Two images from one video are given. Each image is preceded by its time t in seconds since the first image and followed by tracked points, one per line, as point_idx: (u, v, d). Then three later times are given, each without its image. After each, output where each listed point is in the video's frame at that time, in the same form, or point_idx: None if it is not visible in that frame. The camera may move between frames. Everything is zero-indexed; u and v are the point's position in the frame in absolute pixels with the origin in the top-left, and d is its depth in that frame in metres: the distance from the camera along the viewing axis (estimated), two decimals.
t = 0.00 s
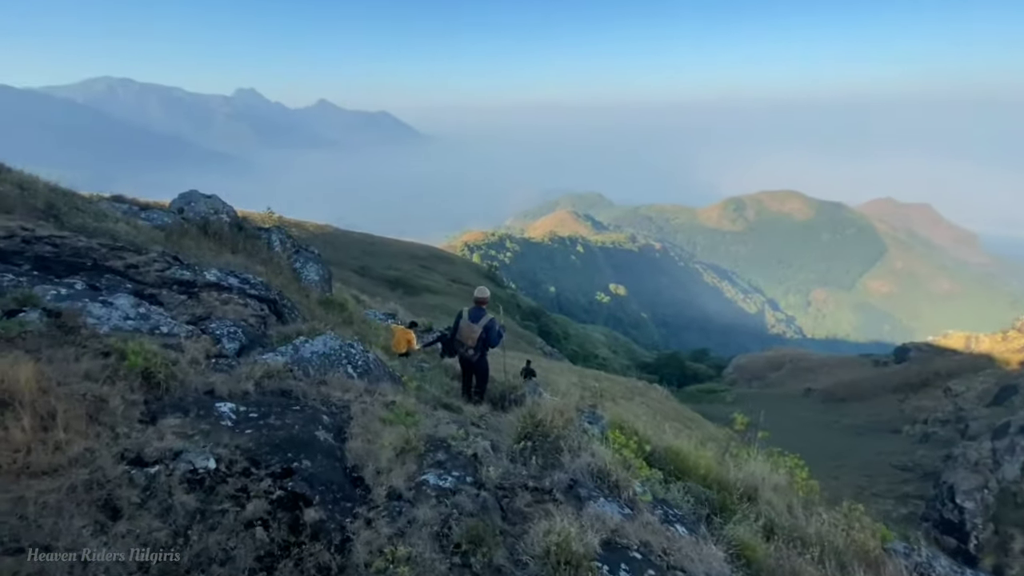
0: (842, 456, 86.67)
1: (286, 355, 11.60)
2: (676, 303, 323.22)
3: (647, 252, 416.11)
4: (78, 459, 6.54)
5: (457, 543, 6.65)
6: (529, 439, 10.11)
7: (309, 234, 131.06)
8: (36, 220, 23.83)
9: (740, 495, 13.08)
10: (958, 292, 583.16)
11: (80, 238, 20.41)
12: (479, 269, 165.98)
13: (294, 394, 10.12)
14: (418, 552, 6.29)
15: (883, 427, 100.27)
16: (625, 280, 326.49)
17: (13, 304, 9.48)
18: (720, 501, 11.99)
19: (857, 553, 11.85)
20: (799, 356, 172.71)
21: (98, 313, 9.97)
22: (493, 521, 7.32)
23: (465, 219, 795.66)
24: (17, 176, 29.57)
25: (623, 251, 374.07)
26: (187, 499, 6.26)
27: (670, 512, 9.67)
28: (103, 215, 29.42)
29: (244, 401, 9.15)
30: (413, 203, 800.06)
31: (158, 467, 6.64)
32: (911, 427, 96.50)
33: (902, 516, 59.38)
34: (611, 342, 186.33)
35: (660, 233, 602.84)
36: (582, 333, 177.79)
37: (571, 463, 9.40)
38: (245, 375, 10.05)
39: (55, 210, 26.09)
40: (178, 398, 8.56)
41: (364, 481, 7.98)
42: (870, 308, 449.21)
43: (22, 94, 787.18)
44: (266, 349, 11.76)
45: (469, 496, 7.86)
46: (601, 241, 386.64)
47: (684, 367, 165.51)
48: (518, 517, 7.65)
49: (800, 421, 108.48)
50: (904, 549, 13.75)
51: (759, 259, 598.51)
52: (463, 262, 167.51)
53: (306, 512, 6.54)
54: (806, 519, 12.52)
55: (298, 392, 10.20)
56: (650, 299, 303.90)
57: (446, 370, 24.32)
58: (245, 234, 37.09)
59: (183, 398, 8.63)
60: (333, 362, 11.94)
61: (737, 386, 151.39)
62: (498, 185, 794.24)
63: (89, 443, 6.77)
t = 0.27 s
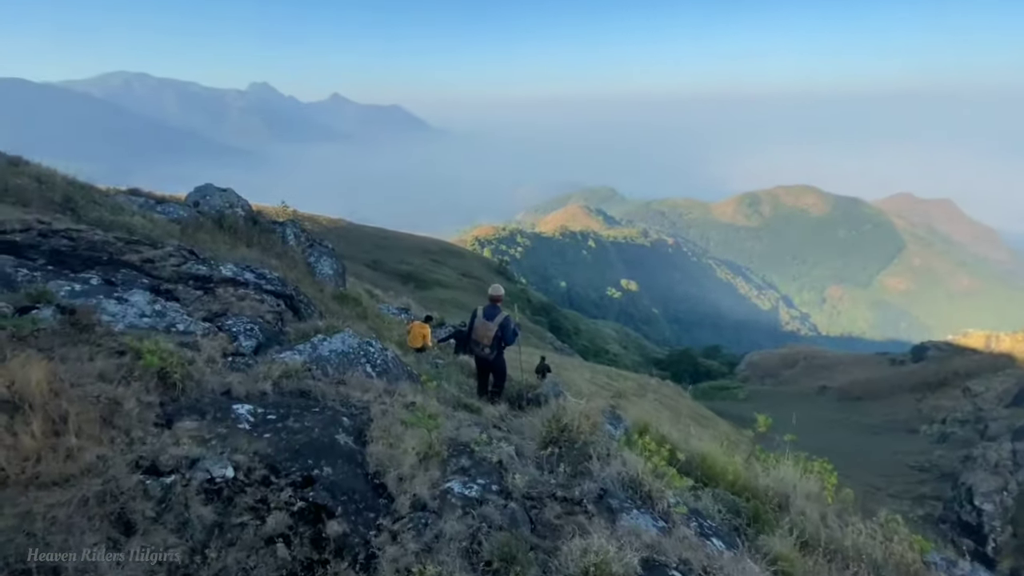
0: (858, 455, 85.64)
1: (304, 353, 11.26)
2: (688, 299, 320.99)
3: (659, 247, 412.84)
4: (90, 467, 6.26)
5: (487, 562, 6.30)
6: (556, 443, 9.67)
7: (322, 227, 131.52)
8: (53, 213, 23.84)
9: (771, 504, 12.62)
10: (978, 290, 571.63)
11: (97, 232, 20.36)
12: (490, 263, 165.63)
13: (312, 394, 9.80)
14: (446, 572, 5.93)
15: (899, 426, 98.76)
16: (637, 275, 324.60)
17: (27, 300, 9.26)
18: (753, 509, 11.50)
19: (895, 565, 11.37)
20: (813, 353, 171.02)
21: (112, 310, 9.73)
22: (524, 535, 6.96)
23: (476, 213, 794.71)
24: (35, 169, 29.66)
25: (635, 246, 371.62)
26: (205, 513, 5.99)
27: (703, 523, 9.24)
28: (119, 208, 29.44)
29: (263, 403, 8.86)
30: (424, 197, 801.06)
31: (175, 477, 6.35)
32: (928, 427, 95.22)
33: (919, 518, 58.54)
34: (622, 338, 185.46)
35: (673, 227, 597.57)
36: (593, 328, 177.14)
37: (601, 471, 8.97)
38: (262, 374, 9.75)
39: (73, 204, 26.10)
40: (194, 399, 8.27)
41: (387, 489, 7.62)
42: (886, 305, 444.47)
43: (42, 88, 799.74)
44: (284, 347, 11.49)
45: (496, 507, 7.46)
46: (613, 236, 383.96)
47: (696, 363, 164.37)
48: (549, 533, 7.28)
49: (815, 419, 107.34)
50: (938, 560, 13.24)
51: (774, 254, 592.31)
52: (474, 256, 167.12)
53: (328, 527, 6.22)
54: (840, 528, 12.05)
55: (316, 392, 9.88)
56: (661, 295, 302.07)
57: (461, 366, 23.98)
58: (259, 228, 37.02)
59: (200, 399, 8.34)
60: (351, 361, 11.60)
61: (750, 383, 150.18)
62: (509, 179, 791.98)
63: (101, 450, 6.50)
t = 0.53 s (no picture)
0: (869, 454, 84.90)
1: (313, 357, 10.84)
2: (695, 296, 319.45)
3: (667, 244, 410.62)
4: (86, 486, 5.91)
5: None
6: (575, 454, 9.21)
7: (329, 224, 131.58)
8: (61, 210, 23.65)
9: (797, 515, 12.12)
10: (990, 289, 564.26)
11: (103, 229, 20.11)
12: (496, 261, 165.01)
13: (322, 400, 9.39)
14: None
15: (910, 426, 97.78)
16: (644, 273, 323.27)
17: (26, 303, 8.94)
18: (780, 521, 11.00)
19: None
20: (822, 352, 169.72)
21: (114, 312, 9.39)
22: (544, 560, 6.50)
23: (482, 210, 793.80)
24: (43, 166, 29.54)
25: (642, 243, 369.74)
26: (209, 538, 5.66)
27: (732, 540, 8.74)
28: (128, 205, 29.30)
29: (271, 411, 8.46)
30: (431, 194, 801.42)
31: (174, 499, 5.99)
32: (940, 426, 94.27)
33: (930, 519, 57.80)
34: (629, 335, 184.77)
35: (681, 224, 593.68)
36: (600, 325, 176.55)
37: (625, 485, 8.49)
38: (269, 380, 9.36)
39: (80, 201, 25.87)
40: (198, 408, 7.90)
41: (401, 505, 7.20)
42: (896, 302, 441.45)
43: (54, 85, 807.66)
44: (292, 350, 11.11)
45: (516, 526, 7.06)
46: (620, 233, 382.16)
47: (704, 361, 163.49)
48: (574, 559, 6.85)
49: (824, 418, 106.60)
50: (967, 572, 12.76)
51: (783, 251, 588.32)
52: (481, 253, 166.67)
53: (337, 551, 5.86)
54: (872, 542, 11.50)
55: (326, 399, 9.46)
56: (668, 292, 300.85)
57: (471, 367, 23.55)
58: (268, 226, 36.79)
59: (205, 408, 7.96)
60: (361, 364, 11.17)
61: (758, 381, 149.21)
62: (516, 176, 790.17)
63: (98, 467, 6.15)
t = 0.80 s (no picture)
0: (872, 455, 84.60)
1: (316, 367, 10.40)
2: (697, 295, 319.02)
3: (669, 243, 409.99)
4: (69, 519, 5.57)
5: None
6: (590, 470, 8.84)
7: (331, 224, 131.32)
8: (59, 213, 23.33)
9: (818, 530, 11.69)
10: (993, 288, 562.88)
11: (101, 232, 19.75)
12: (498, 260, 164.63)
13: (324, 413, 8.98)
14: None
15: (914, 426, 97.44)
16: (646, 272, 322.85)
17: (13, 313, 8.58)
18: (801, 539, 10.55)
19: None
20: (824, 352, 169.35)
21: (106, 322, 9.02)
22: None
23: (484, 209, 793.49)
24: (42, 166, 29.20)
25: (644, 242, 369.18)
26: None
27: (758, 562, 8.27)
28: (127, 207, 28.94)
29: (270, 426, 8.04)
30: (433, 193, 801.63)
31: (164, 533, 5.67)
32: (943, 427, 93.91)
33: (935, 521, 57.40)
34: (631, 335, 184.46)
35: (682, 224, 592.97)
36: (602, 325, 176.24)
37: (644, 505, 8.06)
38: (268, 392, 8.94)
39: (79, 202, 25.55)
40: (192, 425, 7.52)
41: (407, 529, 6.82)
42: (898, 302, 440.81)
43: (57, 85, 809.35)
44: (293, 358, 10.67)
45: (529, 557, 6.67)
46: (621, 233, 381.66)
47: (706, 360, 163.17)
48: None
49: (827, 418, 106.28)
50: None
51: (785, 251, 587.37)
52: (482, 252, 166.28)
53: None
54: (897, 559, 11.04)
55: (329, 412, 9.05)
56: (670, 292, 300.39)
57: (474, 371, 23.16)
58: (270, 226, 36.44)
59: (201, 425, 7.56)
60: (365, 374, 10.75)
61: (760, 381, 148.87)
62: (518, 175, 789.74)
63: (82, 497, 5.81)
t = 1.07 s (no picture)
0: (870, 456, 84.69)
1: (312, 384, 9.88)
2: (694, 297, 319.52)
3: (665, 245, 410.58)
4: (44, 569, 5.11)
5: None
6: (602, 493, 8.45)
7: (327, 227, 130.73)
8: (50, 220, 22.84)
9: (836, 549, 11.32)
10: (987, 288, 566.49)
11: (92, 240, 19.24)
12: (495, 263, 164.29)
13: (322, 435, 8.51)
14: None
15: (911, 427, 97.69)
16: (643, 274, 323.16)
17: None
18: (821, 559, 10.15)
19: None
20: (821, 353, 169.71)
21: (89, 342, 8.58)
22: None
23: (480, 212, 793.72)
24: (34, 173, 28.73)
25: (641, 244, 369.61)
26: None
27: None
28: (119, 213, 28.45)
29: (266, 451, 7.61)
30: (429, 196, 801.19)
31: None
32: (940, 428, 94.17)
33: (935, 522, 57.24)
34: (628, 337, 184.42)
35: (678, 225, 594.09)
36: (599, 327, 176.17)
37: (663, 532, 7.67)
38: (263, 413, 8.47)
39: (70, 209, 25.04)
40: (182, 452, 7.08)
41: (414, 566, 6.43)
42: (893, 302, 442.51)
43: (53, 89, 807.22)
44: (290, 375, 10.19)
45: None
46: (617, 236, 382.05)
47: (703, 362, 163.24)
48: None
49: (824, 420, 106.44)
50: None
51: (780, 252, 589.29)
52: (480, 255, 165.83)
53: None
54: None
55: (329, 432, 8.59)
56: (667, 294, 300.76)
57: (473, 380, 22.67)
58: (266, 232, 35.95)
59: (190, 452, 7.12)
60: (365, 391, 10.27)
61: (757, 382, 149.00)
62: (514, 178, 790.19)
63: (57, 543, 5.34)
